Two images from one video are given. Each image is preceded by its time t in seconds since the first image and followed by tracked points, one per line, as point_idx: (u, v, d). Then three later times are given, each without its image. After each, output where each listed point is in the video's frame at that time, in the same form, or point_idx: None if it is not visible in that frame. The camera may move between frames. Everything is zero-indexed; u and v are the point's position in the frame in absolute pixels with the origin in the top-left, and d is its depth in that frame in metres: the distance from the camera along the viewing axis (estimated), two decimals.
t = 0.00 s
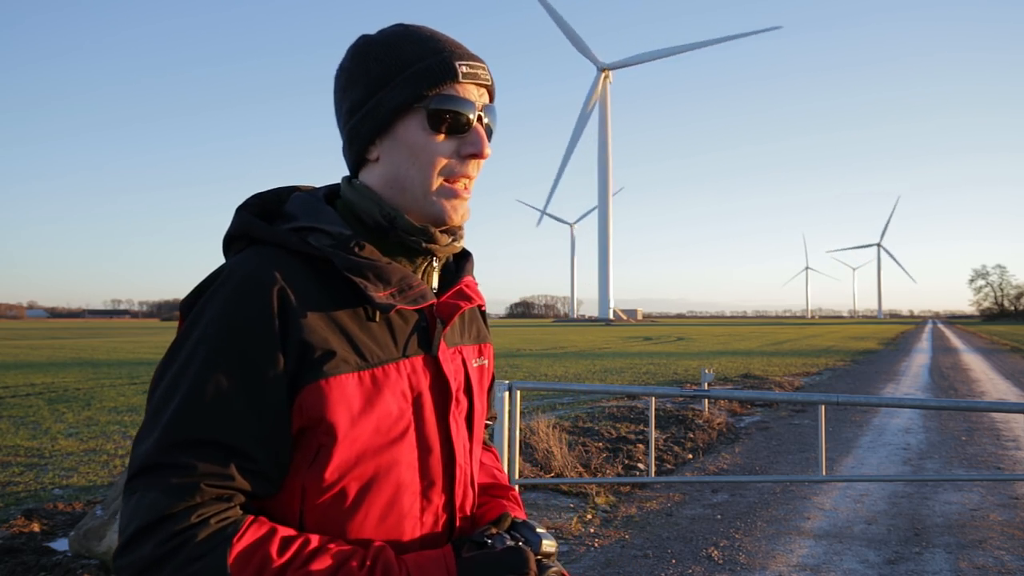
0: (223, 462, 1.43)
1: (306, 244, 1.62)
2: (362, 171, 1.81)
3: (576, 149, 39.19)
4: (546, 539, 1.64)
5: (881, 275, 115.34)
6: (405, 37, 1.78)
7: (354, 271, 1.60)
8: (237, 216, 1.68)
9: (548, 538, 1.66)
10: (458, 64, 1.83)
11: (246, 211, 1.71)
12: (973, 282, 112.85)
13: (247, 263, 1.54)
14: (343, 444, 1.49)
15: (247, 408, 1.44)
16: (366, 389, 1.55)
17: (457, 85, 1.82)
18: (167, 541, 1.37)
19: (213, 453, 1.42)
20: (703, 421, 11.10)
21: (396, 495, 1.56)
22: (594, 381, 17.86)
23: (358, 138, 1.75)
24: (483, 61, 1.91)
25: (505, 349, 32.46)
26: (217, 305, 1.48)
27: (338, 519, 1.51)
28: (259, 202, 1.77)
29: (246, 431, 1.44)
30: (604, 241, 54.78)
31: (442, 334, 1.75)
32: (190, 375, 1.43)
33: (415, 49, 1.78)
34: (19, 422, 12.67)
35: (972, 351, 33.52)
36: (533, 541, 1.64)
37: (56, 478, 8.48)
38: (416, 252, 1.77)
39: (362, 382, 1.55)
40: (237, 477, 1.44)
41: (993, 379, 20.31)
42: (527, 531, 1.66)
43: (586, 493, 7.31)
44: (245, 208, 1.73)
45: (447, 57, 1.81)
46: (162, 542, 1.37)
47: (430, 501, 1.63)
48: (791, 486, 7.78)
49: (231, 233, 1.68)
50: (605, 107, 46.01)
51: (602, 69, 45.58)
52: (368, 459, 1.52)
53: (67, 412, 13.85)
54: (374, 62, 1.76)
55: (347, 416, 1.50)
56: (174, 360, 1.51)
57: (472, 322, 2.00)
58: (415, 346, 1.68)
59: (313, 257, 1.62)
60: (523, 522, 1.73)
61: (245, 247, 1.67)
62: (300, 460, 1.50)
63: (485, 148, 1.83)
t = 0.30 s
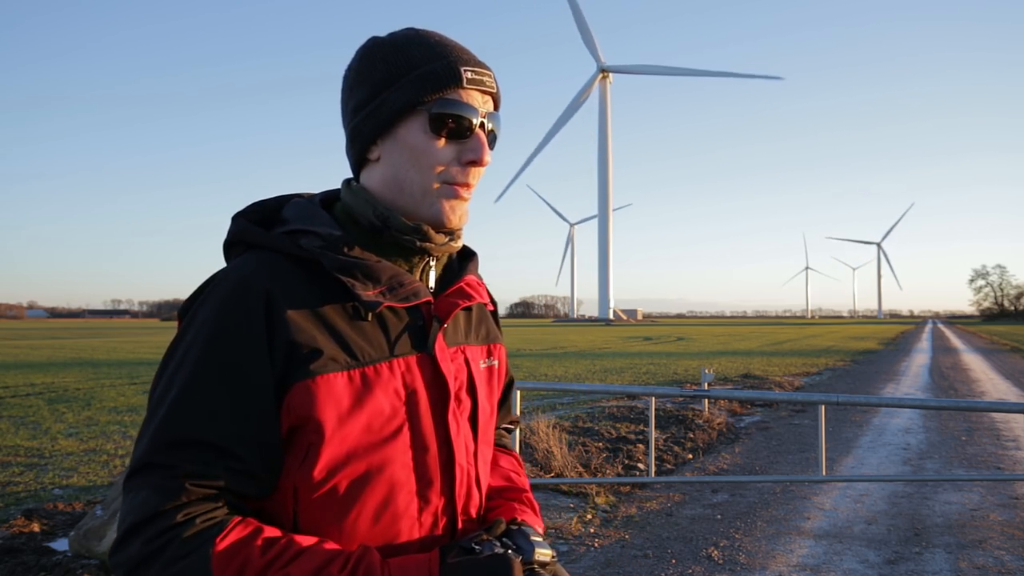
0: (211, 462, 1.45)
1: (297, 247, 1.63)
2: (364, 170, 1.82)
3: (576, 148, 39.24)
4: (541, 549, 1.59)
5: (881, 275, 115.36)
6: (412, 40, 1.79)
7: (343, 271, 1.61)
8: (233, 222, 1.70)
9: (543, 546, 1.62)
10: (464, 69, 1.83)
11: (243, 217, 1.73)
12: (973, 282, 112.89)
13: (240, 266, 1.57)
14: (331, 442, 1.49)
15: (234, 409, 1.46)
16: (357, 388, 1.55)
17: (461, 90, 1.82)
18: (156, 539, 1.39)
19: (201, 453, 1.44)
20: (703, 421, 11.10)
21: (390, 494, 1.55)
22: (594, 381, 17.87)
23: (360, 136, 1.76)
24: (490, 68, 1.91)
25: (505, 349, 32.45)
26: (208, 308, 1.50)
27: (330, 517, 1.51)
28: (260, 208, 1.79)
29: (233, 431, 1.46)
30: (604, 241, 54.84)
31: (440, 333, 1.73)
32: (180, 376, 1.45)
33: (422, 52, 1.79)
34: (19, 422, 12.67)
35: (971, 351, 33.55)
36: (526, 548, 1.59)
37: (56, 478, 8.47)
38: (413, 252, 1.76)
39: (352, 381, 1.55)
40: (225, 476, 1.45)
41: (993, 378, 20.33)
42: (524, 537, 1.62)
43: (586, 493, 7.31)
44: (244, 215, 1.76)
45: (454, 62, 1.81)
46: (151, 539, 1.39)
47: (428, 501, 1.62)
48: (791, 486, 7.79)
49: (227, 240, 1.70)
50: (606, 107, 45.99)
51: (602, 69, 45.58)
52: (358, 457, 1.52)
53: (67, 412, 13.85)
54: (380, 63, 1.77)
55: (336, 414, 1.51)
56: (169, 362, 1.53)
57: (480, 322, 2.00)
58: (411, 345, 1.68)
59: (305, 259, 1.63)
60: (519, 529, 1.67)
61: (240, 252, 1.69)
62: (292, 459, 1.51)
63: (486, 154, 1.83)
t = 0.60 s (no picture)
0: (219, 464, 1.47)
1: (304, 250, 1.66)
2: (373, 171, 1.85)
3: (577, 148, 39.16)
4: (546, 553, 1.58)
5: (881, 275, 115.35)
6: (418, 40, 1.80)
7: (347, 270, 1.63)
8: (245, 228, 1.76)
9: (551, 549, 1.61)
10: (469, 68, 1.82)
11: (256, 223, 1.79)
12: (973, 282, 112.88)
13: (249, 272, 1.60)
14: (337, 442, 1.50)
15: (238, 411, 1.48)
16: (363, 387, 1.56)
17: (466, 89, 1.82)
18: (166, 540, 1.42)
19: (207, 456, 1.47)
20: (703, 421, 11.10)
21: (400, 494, 1.55)
22: (594, 381, 17.87)
23: (366, 137, 1.79)
24: (496, 65, 1.91)
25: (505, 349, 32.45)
26: (216, 315, 1.54)
27: (340, 517, 1.52)
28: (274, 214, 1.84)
29: (239, 432, 1.48)
30: (603, 241, 54.88)
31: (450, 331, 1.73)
32: (189, 381, 1.49)
33: (427, 51, 1.79)
34: (19, 422, 12.67)
35: (971, 351, 33.54)
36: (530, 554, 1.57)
37: (56, 478, 8.48)
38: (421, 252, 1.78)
39: (357, 380, 1.56)
40: (232, 478, 1.48)
41: (993, 378, 20.32)
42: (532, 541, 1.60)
43: (586, 493, 7.31)
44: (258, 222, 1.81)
45: (458, 62, 1.81)
46: (160, 540, 1.42)
47: (440, 502, 1.62)
48: (791, 486, 7.78)
49: (240, 246, 1.75)
50: (606, 107, 45.97)
51: (602, 69, 45.54)
52: (364, 456, 1.52)
53: (67, 412, 13.85)
54: (386, 64, 1.79)
55: (341, 414, 1.52)
56: (182, 369, 1.57)
57: (499, 321, 2.00)
58: (420, 344, 1.68)
59: (311, 262, 1.66)
60: (527, 529, 1.66)
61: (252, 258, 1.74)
62: (300, 459, 1.53)
63: (493, 152, 1.82)
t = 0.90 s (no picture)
0: (234, 456, 1.50)
1: (318, 244, 1.69)
2: (385, 167, 1.86)
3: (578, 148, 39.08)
4: (558, 544, 1.56)
5: (881, 275, 115.35)
6: (422, 32, 1.80)
7: (360, 264, 1.65)
8: (263, 223, 1.80)
9: (563, 541, 1.58)
10: (475, 57, 1.81)
11: (274, 219, 1.83)
12: (973, 282, 112.87)
13: (264, 267, 1.64)
14: (349, 435, 1.52)
15: (251, 403, 1.51)
16: (376, 380, 1.58)
17: (473, 78, 1.81)
18: (183, 530, 1.45)
19: (222, 448, 1.50)
20: (703, 421, 11.10)
21: (413, 487, 1.56)
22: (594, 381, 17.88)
23: (375, 133, 1.80)
24: (503, 53, 1.90)
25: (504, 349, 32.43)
26: (231, 310, 1.57)
27: (353, 510, 1.54)
28: (292, 210, 1.88)
29: (254, 425, 1.51)
30: (603, 241, 54.91)
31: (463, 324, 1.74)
32: (206, 374, 1.52)
33: (431, 43, 1.79)
34: (19, 422, 12.67)
35: (971, 351, 33.54)
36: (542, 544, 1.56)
37: (56, 478, 8.47)
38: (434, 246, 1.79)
39: (370, 373, 1.58)
40: (246, 469, 1.51)
41: (993, 379, 20.32)
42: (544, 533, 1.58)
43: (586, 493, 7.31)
44: (277, 217, 1.86)
45: (463, 52, 1.80)
46: (178, 529, 1.45)
47: (454, 496, 1.62)
48: (791, 486, 7.78)
49: (258, 241, 1.80)
50: (606, 107, 45.94)
51: (602, 69, 45.51)
52: (377, 449, 1.54)
53: (67, 412, 13.85)
54: (391, 58, 1.79)
55: (354, 407, 1.53)
56: (199, 364, 1.61)
57: (515, 314, 2.00)
58: (433, 337, 1.69)
59: (326, 256, 1.69)
60: (541, 522, 1.64)
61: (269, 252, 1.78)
62: (313, 453, 1.55)
63: (503, 142, 1.81)
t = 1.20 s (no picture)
0: (232, 460, 1.52)
1: (317, 251, 1.69)
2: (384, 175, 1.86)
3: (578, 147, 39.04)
4: (546, 558, 1.50)
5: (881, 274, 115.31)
6: (421, 41, 1.80)
7: (359, 273, 1.66)
8: (263, 228, 1.80)
9: (553, 556, 1.52)
10: (473, 69, 1.81)
11: (275, 223, 1.84)
12: (973, 282, 112.82)
13: (263, 272, 1.64)
14: (344, 443, 1.52)
15: (249, 410, 1.52)
16: (371, 388, 1.58)
17: (472, 89, 1.80)
18: (183, 531, 1.48)
19: (220, 452, 1.52)
20: (703, 421, 11.10)
21: (406, 494, 1.57)
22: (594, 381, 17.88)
23: (374, 142, 1.81)
24: (502, 64, 1.89)
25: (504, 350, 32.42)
26: (231, 316, 1.58)
27: (348, 514, 1.56)
28: (293, 215, 1.88)
29: (252, 429, 1.52)
30: (603, 241, 54.93)
31: (459, 333, 1.73)
32: (205, 379, 1.53)
33: (431, 52, 1.79)
34: (19, 422, 12.67)
35: (971, 351, 33.54)
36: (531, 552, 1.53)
37: (56, 478, 8.47)
38: (431, 255, 1.79)
39: (366, 381, 1.58)
40: (244, 474, 1.52)
41: (993, 378, 20.33)
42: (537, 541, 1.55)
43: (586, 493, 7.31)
44: (278, 221, 1.86)
45: (461, 61, 1.79)
46: (179, 530, 1.48)
47: (447, 503, 1.62)
48: (791, 486, 7.78)
49: (259, 245, 1.80)
50: (607, 106, 45.90)
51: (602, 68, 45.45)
52: (371, 456, 1.54)
53: (67, 412, 13.85)
54: (391, 66, 1.79)
55: (351, 415, 1.54)
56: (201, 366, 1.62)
57: (513, 319, 1.99)
58: (430, 345, 1.69)
59: (325, 263, 1.70)
60: (530, 534, 1.59)
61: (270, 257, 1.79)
62: (310, 458, 1.56)
63: (501, 153, 1.81)
